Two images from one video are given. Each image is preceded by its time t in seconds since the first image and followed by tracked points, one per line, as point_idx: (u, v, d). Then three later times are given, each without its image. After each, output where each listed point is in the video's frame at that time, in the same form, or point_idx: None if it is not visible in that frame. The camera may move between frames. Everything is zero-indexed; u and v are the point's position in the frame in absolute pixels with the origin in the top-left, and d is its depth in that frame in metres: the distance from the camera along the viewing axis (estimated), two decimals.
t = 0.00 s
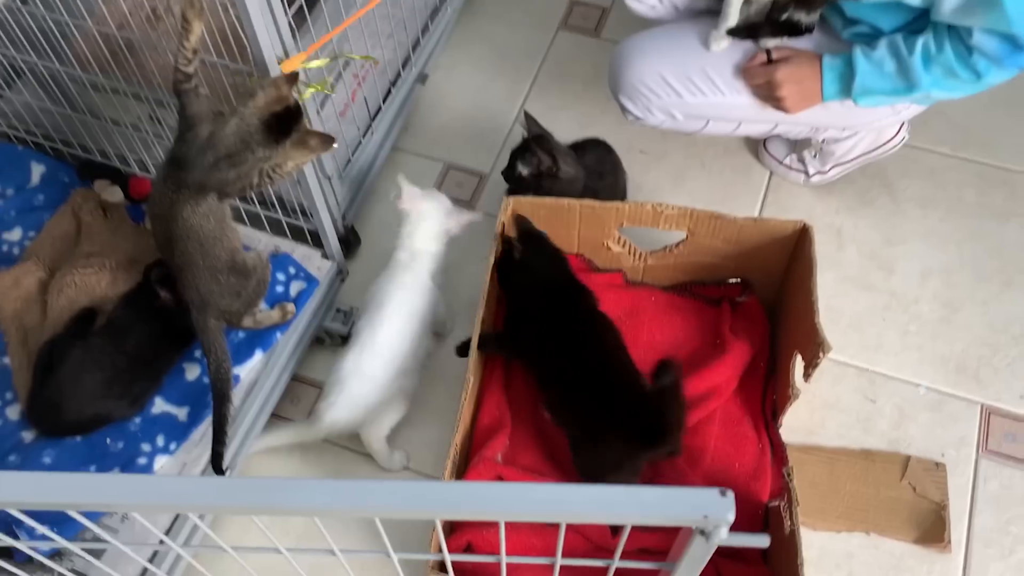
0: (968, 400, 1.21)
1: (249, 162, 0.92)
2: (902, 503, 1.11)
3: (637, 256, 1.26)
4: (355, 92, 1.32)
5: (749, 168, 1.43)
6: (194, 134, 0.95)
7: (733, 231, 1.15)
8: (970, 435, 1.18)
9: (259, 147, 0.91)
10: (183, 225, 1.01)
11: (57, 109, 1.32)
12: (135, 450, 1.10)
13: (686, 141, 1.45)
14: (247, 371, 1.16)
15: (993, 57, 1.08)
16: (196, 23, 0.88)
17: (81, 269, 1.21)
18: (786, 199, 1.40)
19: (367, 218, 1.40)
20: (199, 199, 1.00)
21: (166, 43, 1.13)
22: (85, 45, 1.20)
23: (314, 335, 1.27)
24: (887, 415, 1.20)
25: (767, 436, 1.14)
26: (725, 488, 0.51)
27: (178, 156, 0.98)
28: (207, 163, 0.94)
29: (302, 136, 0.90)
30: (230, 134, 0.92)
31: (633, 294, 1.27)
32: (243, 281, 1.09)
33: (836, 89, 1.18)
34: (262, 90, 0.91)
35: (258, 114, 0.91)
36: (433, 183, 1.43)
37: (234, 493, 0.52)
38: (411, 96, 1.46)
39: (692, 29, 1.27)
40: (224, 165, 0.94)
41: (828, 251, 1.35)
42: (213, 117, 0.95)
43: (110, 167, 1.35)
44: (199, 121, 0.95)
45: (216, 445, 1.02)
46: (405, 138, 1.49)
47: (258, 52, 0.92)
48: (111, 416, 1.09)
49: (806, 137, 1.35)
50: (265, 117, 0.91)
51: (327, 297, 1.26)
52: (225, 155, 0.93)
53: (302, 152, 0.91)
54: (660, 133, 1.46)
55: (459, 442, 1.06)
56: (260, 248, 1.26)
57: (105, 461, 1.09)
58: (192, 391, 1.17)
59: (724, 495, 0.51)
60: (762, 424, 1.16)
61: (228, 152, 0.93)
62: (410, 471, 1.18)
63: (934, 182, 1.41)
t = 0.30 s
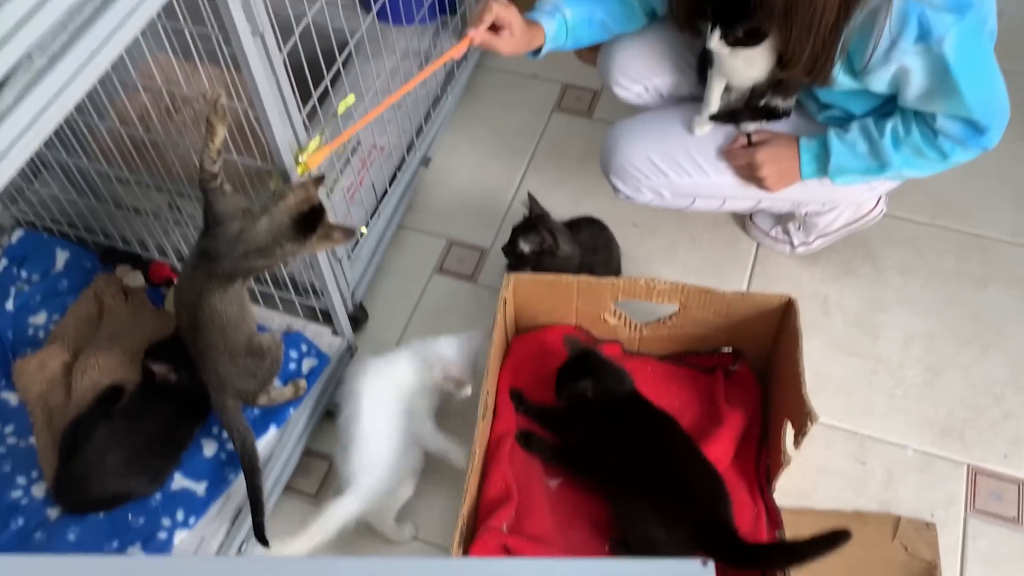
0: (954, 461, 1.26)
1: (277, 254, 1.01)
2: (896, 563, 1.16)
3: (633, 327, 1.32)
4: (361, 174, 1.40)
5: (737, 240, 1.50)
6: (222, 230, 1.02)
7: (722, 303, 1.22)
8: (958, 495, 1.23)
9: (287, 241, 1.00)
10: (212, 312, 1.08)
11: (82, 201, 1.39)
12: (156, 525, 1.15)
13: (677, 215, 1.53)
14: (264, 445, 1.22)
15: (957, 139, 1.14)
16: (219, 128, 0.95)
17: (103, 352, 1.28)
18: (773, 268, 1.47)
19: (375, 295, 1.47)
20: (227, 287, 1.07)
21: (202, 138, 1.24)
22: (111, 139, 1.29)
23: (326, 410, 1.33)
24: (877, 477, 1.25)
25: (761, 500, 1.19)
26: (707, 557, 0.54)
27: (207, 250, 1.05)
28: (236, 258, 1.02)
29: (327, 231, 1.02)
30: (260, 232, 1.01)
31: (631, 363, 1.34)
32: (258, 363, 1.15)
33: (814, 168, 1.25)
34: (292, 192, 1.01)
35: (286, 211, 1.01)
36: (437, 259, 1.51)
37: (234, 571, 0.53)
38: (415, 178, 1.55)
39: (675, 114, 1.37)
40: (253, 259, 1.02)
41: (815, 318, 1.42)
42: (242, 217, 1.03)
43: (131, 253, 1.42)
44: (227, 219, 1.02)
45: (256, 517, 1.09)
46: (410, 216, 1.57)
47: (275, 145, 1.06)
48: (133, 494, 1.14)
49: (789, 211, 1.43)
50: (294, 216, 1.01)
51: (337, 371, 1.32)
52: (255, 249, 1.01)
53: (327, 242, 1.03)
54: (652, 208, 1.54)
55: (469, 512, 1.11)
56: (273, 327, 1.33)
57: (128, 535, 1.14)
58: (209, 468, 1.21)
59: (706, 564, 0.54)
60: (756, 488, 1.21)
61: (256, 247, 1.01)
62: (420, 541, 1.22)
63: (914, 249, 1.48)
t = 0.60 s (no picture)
0: (942, 500, 1.27)
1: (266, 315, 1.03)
2: None
3: (620, 374, 1.34)
4: (351, 231, 1.42)
5: (721, 284, 1.53)
6: (213, 294, 1.05)
7: (707, 349, 1.24)
8: (946, 534, 1.24)
9: (277, 305, 1.03)
10: (199, 374, 1.10)
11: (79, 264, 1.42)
12: None
13: (662, 261, 1.57)
14: (257, 503, 1.23)
15: (928, 184, 1.14)
16: (211, 193, 0.98)
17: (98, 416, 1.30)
18: (758, 312, 1.49)
19: (366, 348, 1.49)
20: (218, 346, 1.09)
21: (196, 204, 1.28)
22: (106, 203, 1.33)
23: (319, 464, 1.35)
24: (866, 518, 1.26)
25: (752, 545, 1.20)
26: None
27: (198, 313, 1.07)
28: (227, 321, 1.04)
29: (315, 296, 1.04)
30: (251, 294, 1.03)
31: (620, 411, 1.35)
32: (248, 422, 1.16)
33: (791, 215, 1.26)
34: (285, 255, 1.04)
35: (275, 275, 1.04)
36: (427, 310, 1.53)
37: None
38: (405, 232, 1.59)
39: (655, 165, 1.41)
40: (242, 319, 1.04)
41: (800, 360, 1.44)
42: (231, 280, 1.05)
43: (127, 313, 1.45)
44: (218, 283, 1.05)
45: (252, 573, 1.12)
46: (400, 268, 1.59)
47: (265, 208, 1.11)
48: (128, 556, 1.15)
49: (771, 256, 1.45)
50: (285, 279, 1.03)
51: (329, 426, 1.34)
52: (245, 311, 1.04)
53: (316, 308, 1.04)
54: (637, 255, 1.57)
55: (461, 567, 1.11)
56: (266, 383, 1.35)
57: None
58: (204, 525, 1.23)
59: None
60: (748, 532, 1.21)
61: (246, 308, 1.03)
62: None
63: (896, 290, 1.51)
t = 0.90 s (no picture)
0: (928, 516, 1.29)
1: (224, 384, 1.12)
2: None
3: (608, 397, 1.36)
4: (339, 259, 1.45)
5: (707, 305, 1.55)
6: (189, 348, 1.12)
7: (694, 371, 1.26)
8: (933, 549, 1.25)
9: (236, 378, 1.11)
10: (187, 429, 1.15)
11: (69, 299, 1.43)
12: None
13: (648, 283, 1.59)
14: (249, 532, 1.23)
15: (903, 205, 1.17)
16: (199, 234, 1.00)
17: (90, 451, 1.31)
18: (743, 332, 1.51)
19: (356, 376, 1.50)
20: (199, 403, 1.14)
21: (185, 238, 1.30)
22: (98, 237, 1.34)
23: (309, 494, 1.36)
24: (854, 535, 1.27)
25: (741, 564, 1.22)
26: None
27: (176, 366, 1.14)
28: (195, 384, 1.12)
29: (270, 371, 1.13)
30: (213, 360, 1.11)
31: (610, 433, 1.37)
32: (245, 471, 1.20)
33: (771, 236, 1.28)
34: (245, 333, 1.13)
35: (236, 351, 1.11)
36: (417, 336, 1.54)
37: None
38: (394, 258, 1.61)
39: (637, 189, 1.44)
40: (207, 387, 1.12)
41: (786, 379, 1.45)
42: (208, 339, 1.12)
43: (118, 346, 1.46)
44: (194, 340, 1.11)
45: None
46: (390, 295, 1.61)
47: (252, 239, 1.12)
48: None
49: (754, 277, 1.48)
50: (244, 357, 1.11)
51: (320, 454, 1.35)
52: (206, 374, 1.11)
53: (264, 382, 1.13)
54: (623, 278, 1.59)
55: None
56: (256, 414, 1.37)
57: None
58: (197, 556, 1.25)
59: None
60: (737, 552, 1.23)
61: (210, 374, 1.11)
62: None
63: (878, 307, 1.53)
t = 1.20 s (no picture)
0: (918, 520, 1.30)
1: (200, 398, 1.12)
2: None
3: (600, 406, 1.37)
4: (332, 272, 1.46)
5: (697, 313, 1.57)
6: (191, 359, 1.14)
7: (683, 380, 1.27)
8: (922, 554, 1.27)
9: (208, 392, 1.11)
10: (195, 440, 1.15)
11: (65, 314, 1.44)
12: None
13: (639, 293, 1.60)
14: (245, 544, 1.25)
15: (885, 213, 1.18)
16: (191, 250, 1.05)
17: (86, 464, 1.32)
18: (732, 340, 1.53)
19: (350, 387, 1.51)
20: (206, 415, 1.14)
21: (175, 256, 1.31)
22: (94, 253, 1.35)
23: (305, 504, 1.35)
24: (844, 540, 1.28)
25: (733, 570, 1.23)
26: None
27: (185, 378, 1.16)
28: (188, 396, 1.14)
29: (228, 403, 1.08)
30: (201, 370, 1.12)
31: (601, 442, 1.38)
32: (247, 481, 1.20)
33: (757, 245, 1.29)
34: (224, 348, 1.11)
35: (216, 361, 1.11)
36: (410, 347, 1.55)
37: None
38: (387, 270, 1.61)
39: (625, 200, 1.45)
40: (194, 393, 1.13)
41: (776, 386, 1.47)
42: (206, 352, 1.12)
43: (112, 360, 1.47)
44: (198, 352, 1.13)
45: None
46: (382, 306, 1.62)
47: (245, 254, 1.13)
48: None
49: (743, 285, 1.49)
50: (219, 375, 1.10)
51: (315, 466, 1.36)
52: (194, 385, 1.13)
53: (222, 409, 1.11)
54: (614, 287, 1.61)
55: None
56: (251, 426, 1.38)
57: None
58: (192, 567, 1.26)
59: None
60: (729, 559, 1.24)
61: (196, 380, 1.13)
62: None
63: (866, 314, 1.55)
